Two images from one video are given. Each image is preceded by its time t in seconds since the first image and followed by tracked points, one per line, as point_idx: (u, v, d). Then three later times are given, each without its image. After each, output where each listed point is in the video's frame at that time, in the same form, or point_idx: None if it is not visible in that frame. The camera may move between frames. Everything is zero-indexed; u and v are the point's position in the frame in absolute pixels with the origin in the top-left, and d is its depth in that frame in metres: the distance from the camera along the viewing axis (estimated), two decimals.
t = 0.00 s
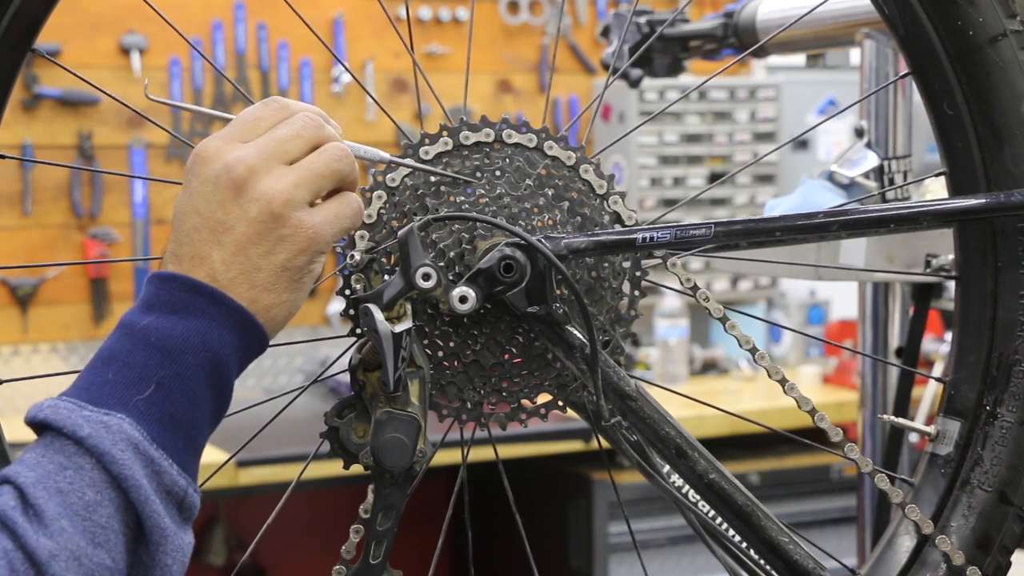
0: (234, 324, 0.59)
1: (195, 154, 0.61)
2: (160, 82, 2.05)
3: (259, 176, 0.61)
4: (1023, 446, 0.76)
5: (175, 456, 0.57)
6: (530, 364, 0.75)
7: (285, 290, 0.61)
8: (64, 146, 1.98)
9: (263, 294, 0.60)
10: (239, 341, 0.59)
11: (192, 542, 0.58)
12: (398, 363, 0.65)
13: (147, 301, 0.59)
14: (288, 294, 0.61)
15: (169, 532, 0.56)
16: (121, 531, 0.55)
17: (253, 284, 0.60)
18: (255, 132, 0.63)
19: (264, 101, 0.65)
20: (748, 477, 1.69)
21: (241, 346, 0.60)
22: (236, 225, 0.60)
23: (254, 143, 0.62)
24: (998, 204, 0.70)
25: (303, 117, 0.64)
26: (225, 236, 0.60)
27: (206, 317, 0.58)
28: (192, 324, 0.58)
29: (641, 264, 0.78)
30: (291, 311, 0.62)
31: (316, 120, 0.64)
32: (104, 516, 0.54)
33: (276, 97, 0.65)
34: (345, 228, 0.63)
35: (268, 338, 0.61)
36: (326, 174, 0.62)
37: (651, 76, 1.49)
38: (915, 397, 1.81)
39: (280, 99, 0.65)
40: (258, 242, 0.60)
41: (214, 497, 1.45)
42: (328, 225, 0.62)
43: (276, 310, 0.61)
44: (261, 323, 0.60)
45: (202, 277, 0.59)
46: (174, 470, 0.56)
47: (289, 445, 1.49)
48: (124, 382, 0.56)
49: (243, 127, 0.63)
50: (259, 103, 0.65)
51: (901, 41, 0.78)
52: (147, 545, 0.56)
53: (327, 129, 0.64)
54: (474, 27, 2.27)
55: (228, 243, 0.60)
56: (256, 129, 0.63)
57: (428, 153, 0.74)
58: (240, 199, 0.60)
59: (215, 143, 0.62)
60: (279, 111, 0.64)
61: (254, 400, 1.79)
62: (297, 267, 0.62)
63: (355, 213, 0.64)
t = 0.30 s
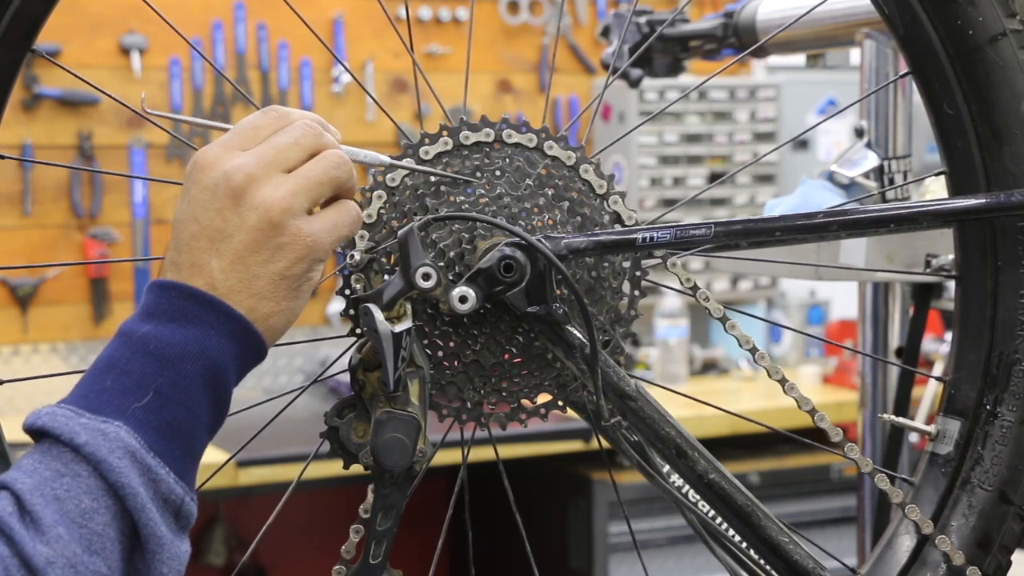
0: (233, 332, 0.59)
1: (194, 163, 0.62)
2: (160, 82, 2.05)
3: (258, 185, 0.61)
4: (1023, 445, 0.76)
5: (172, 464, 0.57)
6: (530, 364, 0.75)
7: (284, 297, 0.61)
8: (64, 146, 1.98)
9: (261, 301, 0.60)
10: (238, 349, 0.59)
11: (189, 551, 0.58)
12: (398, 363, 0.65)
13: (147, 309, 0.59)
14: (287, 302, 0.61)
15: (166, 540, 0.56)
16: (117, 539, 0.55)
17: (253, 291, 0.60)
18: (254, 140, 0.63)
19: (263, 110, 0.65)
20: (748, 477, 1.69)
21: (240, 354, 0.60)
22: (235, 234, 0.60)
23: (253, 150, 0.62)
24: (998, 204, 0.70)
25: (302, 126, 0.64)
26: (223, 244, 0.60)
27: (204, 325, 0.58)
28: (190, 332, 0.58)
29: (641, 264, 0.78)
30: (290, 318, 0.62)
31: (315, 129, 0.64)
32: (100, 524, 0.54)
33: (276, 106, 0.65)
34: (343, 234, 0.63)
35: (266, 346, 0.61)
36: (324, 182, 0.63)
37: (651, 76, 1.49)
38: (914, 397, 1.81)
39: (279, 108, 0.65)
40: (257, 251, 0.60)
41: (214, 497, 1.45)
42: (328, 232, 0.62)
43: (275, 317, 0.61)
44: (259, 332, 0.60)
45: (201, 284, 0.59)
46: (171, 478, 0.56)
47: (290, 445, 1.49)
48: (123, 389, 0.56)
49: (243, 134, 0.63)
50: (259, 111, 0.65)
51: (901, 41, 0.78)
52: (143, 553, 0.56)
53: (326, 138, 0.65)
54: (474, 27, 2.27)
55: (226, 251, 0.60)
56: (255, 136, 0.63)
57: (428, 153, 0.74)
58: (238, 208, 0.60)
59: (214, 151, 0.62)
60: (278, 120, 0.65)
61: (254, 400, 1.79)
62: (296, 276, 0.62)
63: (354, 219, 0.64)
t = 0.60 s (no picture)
0: (226, 339, 0.59)
1: (181, 167, 0.61)
2: (160, 82, 2.05)
3: (249, 191, 0.61)
4: None
5: (166, 471, 0.57)
6: (530, 364, 0.75)
7: (277, 304, 0.61)
8: (64, 146, 1.98)
9: (255, 308, 0.60)
10: (232, 356, 0.60)
11: (180, 557, 0.58)
12: (399, 363, 0.65)
13: (140, 314, 0.59)
14: (281, 307, 0.62)
15: (158, 548, 0.56)
16: (108, 547, 0.55)
17: (246, 298, 0.60)
18: (241, 139, 0.63)
19: (247, 103, 0.64)
20: (747, 477, 1.69)
21: (234, 360, 0.60)
22: (227, 241, 0.60)
23: (241, 152, 0.62)
24: (998, 204, 0.70)
25: (290, 123, 0.63)
26: (215, 251, 0.60)
27: (199, 331, 0.58)
28: (185, 339, 0.58)
29: (641, 264, 0.78)
30: (284, 323, 0.62)
31: (302, 124, 0.64)
32: (92, 532, 0.54)
33: (259, 99, 0.64)
34: (336, 236, 0.64)
35: (260, 351, 0.61)
36: (314, 182, 0.63)
37: (651, 76, 1.49)
38: (914, 397, 1.81)
39: (263, 101, 0.64)
40: (249, 257, 0.60)
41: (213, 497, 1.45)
42: (320, 234, 0.62)
43: (270, 323, 0.61)
44: (253, 337, 0.61)
45: (194, 291, 0.59)
46: (164, 486, 0.57)
47: (290, 445, 1.49)
48: (117, 396, 0.56)
49: (229, 134, 0.62)
50: (242, 105, 0.64)
51: (901, 41, 0.78)
52: (135, 560, 0.56)
53: (314, 133, 0.64)
54: (474, 27, 2.27)
55: (219, 258, 0.60)
56: (241, 135, 0.63)
57: (428, 152, 0.73)
58: (229, 215, 0.60)
59: (202, 154, 0.61)
60: (263, 115, 0.64)
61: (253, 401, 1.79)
62: (289, 281, 0.62)
63: (346, 217, 0.65)
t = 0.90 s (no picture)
0: (221, 337, 0.59)
1: (175, 166, 0.61)
2: (160, 82, 2.05)
3: (243, 189, 0.60)
4: None
5: (161, 470, 0.57)
6: (530, 364, 0.75)
7: (272, 302, 0.61)
8: (63, 146, 1.98)
9: (250, 307, 0.60)
10: (227, 354, 0.60)
11: (176, 556, 0.58)
12: (398, 363, 0.65)
13: (134, 313, 0.59)
14: (276, 305, 0.62)
15: (154, 547, 0.56)
16: (104, 546, 0.55)
17: (242, 297, 0.60)
18: (235, 138, 0.62)
19: (240, 101, 0.64)
20: (747, 477, 1.69)
21: (228, 358, 0.60)
22: (221, 240, 0.60)
23: (235, 150, 0.62)
24: (998, 204, 0.70)
25: (283, 121, 0.63)
26: (209, 250, 0.60)
27: (193, 330, 0.58)
28: (179, 337, 0.58)
29: (641, 264, 0.78)
30: (279, 321, 0.62)
31: (296, 122, 0.64)
32: (87, 532, 0.54)
33: (253, 97, 0.64)
34: (331, 234, 0.64)
35: (255, 349, 0.61)
36: (309, 180, 0.63)
37: (650, 76, 1.50)
38: (914, 397, 1.81)
39: (256, 99, 0.64)
40: (244, 256, 0.60)
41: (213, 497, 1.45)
42: (314, 232, 0.62)
43: (264, 321, 0.61)
44: (248, 335, 0.61)
45: (189, 290, 0.59)
46: (160, 485, 0.57)
47: (289, 445, 1.49)
48: (111, 396, 0.56)
49: (222, 132, 0.62)
50: (235, 104, 0.64)
51: (901, 41, 0.78)
52: (131, 559, 0.56)
53: (308, 131, 0.64)
54: (474, 27, 2.27)
55: (213, 257, 0.59)
56: (234, 133, 0.63)
57: (428, 152, 0.73)
58: (224, 213, 0.60)
59: (196, 152, 0.61)
60: (256, 113, 0.64)
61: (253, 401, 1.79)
62: (284, 278, 0.62)
63: (340, 215, 0.65)
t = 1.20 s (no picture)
0: (222, 338, 0.59)
1: (173, 165, 0.61)
2: (160, 82, 2.05)
3: (244, 189, 0.60)
4: None
5: (162, 471, 0.57)
6: (530, 364, 0.75)
7: (274, 300, 0.62)
8: (64, 146, 1.98)
9: (252, 305, 0.60)
10: (228, 354, 0.60)
11: (177, 557, 0.58)
12: (398, 363, 0.65)
13: (134, 313, 0.59)
14: (278, 303, 0.62)
15: (156, 548, 0.56)
16: (105, 548, 0.55)
17: (243, 295, 0.60)
18: (231, 136, 0.62)
19: (235, 99, 0.64)
20: (747, 477, 1.69)
21: (229, 359, 0.60)
22: (223, 239, 0.60)
23: (234, 148, 0.62)
24: (998, 204, 0.70)
25: (280, 119, 0.63)
26: (211, 249, 0.60)
27: (194, 331, 0.58)
28: (180, 338, 0.58)
29: (641, 264, 0.78)
30: (280, 320, 0.63)
31: (293, 119, 0.64)
32: (89, 533, 0.54)
33: (248, 96, 0.64)
34: (331, 231, 0.64)
35: (256, 349, 0.61)
36: (308, 178, 0.63)
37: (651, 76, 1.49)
38: (914, 397, 1.81)
39: (252, 97, 0.64)
40: (246, 255, 0.60)
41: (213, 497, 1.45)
42: (315, 230, 0.62)
43: (266, 320, 0.61)
44: (248, 335, 0.61)
45: (190, 290, 0.59)
46: (162, 486, 0.57)
47: (289, 445, 1.49)
48: (112, 397, 0.56)
49: (219, 131, 0.62)
50: (231, 102, 0.64)
51: (901, 41, 0.78)
52: (133, 561, 0.56)
53: (304, 128, 0.64)
54: (474, 27, 2.27)
55: (215, 256, 0.60)
56: (231, 131, 0.62)
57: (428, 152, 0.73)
58: (225, 213, 0.60)
59: (194, 152, 0.61)
60: (252, 111, 0.64)
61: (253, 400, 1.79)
62: (286, 277, 0.62)
63: (339, 212, 0.65)
